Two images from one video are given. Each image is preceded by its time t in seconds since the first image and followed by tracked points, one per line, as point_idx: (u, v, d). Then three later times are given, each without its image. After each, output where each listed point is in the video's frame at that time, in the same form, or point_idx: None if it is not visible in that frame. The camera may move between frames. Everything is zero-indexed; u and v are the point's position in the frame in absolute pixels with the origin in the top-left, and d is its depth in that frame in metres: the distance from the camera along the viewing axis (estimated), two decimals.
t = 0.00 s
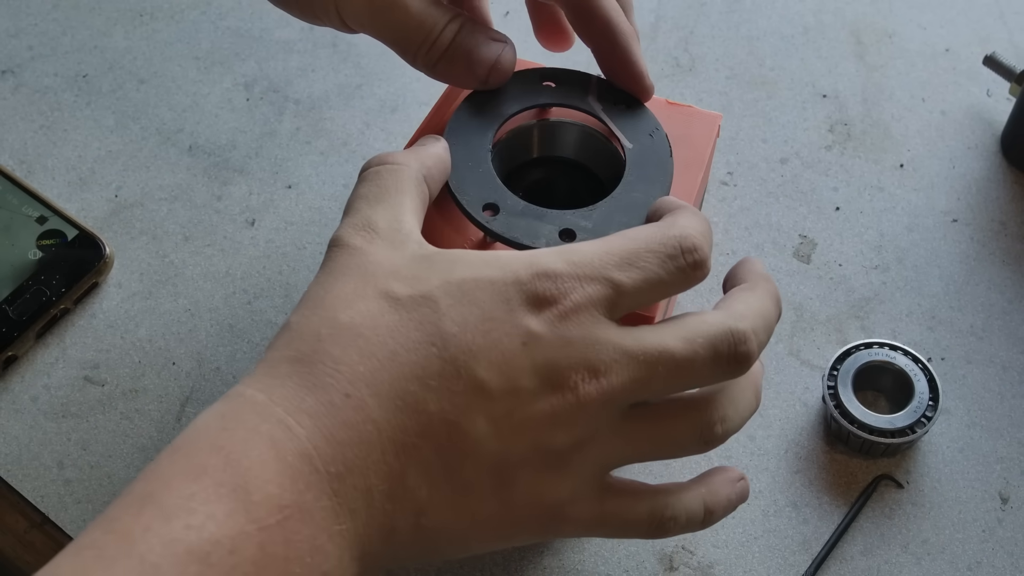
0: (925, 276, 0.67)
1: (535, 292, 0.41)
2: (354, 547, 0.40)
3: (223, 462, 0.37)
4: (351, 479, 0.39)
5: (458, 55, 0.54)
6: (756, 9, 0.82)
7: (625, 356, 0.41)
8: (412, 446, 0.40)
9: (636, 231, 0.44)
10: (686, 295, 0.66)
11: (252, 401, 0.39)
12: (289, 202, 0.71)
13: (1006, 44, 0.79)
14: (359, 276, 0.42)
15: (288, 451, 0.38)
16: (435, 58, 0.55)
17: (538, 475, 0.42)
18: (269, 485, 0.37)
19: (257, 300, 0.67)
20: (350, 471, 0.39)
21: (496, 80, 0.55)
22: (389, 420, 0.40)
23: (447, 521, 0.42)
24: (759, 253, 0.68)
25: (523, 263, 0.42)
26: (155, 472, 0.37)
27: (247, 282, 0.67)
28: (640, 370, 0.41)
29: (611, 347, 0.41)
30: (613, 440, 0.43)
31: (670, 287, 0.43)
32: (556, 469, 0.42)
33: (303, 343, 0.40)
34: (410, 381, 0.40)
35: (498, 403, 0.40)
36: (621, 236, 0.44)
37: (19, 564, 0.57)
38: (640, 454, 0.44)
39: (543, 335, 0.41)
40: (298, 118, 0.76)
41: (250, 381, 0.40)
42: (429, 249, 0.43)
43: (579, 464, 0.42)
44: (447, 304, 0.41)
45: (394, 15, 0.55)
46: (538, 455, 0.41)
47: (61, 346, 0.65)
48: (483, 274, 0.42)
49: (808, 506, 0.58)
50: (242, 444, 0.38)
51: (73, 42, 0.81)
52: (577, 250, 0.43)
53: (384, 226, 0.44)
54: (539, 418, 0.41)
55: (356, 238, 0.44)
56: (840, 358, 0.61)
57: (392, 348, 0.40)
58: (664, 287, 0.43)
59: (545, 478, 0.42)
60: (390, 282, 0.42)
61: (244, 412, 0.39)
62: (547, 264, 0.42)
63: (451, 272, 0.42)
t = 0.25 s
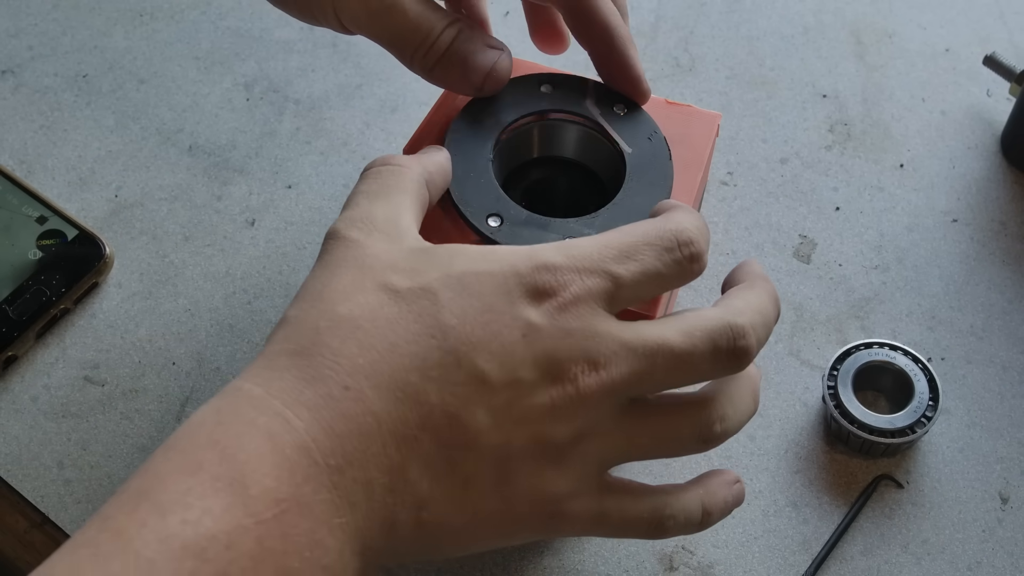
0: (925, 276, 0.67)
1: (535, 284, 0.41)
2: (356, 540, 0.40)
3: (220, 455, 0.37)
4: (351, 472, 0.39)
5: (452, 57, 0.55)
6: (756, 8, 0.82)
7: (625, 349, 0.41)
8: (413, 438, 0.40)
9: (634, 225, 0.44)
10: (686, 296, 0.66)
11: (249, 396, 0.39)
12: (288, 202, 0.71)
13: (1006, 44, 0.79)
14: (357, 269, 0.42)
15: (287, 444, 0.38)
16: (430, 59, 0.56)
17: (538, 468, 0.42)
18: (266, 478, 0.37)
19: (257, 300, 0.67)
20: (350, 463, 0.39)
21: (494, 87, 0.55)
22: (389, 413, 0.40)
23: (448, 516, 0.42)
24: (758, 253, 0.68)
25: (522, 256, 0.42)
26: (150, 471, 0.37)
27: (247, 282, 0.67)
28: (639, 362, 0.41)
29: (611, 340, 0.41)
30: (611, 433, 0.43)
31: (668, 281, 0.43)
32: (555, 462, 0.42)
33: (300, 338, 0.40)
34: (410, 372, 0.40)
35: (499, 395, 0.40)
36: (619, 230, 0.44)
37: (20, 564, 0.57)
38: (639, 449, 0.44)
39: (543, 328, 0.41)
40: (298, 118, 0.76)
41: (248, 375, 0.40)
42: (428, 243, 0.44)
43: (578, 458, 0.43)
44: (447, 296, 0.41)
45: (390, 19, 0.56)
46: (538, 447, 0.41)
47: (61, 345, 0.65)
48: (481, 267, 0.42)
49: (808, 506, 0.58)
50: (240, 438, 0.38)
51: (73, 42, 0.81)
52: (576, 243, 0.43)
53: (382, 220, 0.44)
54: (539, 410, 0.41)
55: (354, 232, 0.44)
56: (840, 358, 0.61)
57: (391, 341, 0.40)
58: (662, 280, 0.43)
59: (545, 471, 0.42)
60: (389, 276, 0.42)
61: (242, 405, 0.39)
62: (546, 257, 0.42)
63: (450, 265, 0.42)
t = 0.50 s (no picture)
0: (925, 276, 0.67)
1: (530, 297, 0.41)
2: (347, 560, 0.40)
3: (213, 474, 0.37)
4: (344, 490, 0.39)
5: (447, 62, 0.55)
6: (756, 8, 0.82)
7: (623, 360, 0.41)
8: (405, 455, 0.40)
9: (629, 232, 0.43)
10: (686, 296, 0.66)
11: (240, 414, 0.39)
12: (288, 202, 0.71)
13: (1006, 44, 0.79)
14: (353, 286, 0.42)
15: (279, 463, 0.38)
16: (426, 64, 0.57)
17: (536, 482, 0.42)
18: (259, 498, 0.37)
19: (258, 300, 0.67)
20: (342, 482, 0.39)
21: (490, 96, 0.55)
22: (381, 431, 0.39)
23: (446, 533, 0.42)
24: (758, 253, 0.68)
25: (517, 270, 0.42)
26: (144, 489, 0.38)
27: (247, 282, 0.67)
28: (638, 373, 0.41)
29: (608, 351, 0.41)
30: (612, 445, 0.43)
31: (665, 285, 0.43)
32: (554, 476, 0.42)
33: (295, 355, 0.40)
34: (402, 391, 0.40)
35: (495, 409, 0.40)
36: (616, 236, 0.43)
37: (20, 565, 0.57)
38: (641, 461, 0.43)
39: (539, 340, 0.41)
40: (298, 118, 0.76)
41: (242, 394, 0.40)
42: (424, 257, 0.43)
43: (578, 471, 0.42)
44: (441, 312, 0.41)
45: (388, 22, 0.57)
46: (536, 461, 0.41)
47: (61, 345, 0.65)
48: (476, 282, 0.41)
49: (808, 506, 0.58)
50: (232, 457, 0.38)
51: (73, 42, 0.81)
52: (572, 253, 0.43)
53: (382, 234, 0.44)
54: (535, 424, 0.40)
55: (353, 246, 0.44)
56: (840, 358, 0.61)
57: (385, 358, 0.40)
58: (660, 287, 0.43)
59: (543, 486, 0.42)
60: (383, 290, 0.42)
61: (233, 425, 0.39)
62: (541, 269, 0.42)
63: (445, 280, 0.42)
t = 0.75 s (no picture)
0: (925, 276, 0.67)
1: (541, 296, 0.41)
2: (368, 564, 0.40)
3: (232, 478, 0.37)
4: (362, 494, 0.39)
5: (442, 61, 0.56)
6: (756, 8, 0.82)
7: (636, 353, 0.41)
8: (424, 458, 0.40)
9: (618, 215, 0.44)
10: (686, 296, 0.66)
11: (257, 421, 0.39)
12: (288, 202, 0.71)
13: (1006, 44, 0.79)
14: (367, 292, 0.42)
15: (297, 467, 0.38)
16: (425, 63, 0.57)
17: (554, 481, 0.42)
18: (277, 502, 0.37)
19: (258, 300, 0.67)
20: (361, 486, 0.39)
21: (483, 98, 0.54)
22: (399, 434, 0.39)
23: (466, 534, 0.41)
24: (758, 253, 0.68)
25: (527, 269, 0.42)
26: (161, 494, 0.37)
27: (247, 282, 0.67)
28: (651, 365, 0.41)
29: (619, 344, 0.41)
30: (628, 441, 0.42)
31: (661, 261, 0.43)
32: (572, 474, 0.42)
33: (311, 359, 0.40)
34: (419, 395, 0.40)
35: (511, 407, 0.40)
36: (609, 222, 0.43)
37: (19, 565, 0.57)
38: (657, 456, 0.43)
39: (553, 338, 0.40)
40: (298, 118, 0.76)
41: (260, 399, 0.40)
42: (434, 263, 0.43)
43: (595, 469, 0.42)
44: (453, 315, 0.41)
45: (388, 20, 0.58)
46: (553, 459, 0.41)
47: (61, 345, 0.65)
48: (487, 284, 0.41)
49: (808, 506, 0.58)
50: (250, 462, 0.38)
51: (73, 42, 0.81)
52: (577, 247, 0.43)
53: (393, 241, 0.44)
54: (553, 422, 0.40)
55: (365, 254, 0.43)
56: (840, 358, 0.61)
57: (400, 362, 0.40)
58: (656, 267, 0.43)
59: (561, 484, 0.42)
60: (396, 295, 0.41)
61: (253, 431, 0.39)
62: (552, 269, 0.41)
63: (456, 284, 0.41)
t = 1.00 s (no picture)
0: (925, 276, 0.67)
1: (544, 287, 0.41)
2: (379, 559, 0.40)
3: (239, 475, 0.37)
4: (370, 489, 0.39)
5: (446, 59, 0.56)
6: (756, 8, 0.82)
7: (640, 339, 0.41)
8: (432, 453, 0.39)
9: (620, 211, 0.44)
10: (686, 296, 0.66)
11: (263, 420, 0.39)
12: (288, 202, 0.71)
13: (1006, 44, 0.79)
14: (370, 291, 0.42)
15: (304, 464, 0.38)
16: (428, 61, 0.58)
17: (563, 469, 0.41)
18: (285, 498, 0.37)
19: (257, 300, 0.67)
20: (368, 481, 0.39)
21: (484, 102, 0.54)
22: (406, 429, 0.39)
23: (478, 527, 0.41)
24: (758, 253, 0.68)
25: (528, 261, 0.42)
26: (170, 493, 0.37)
27: (247, 282, 0.67)
28: (657, 352, 0.41)
29: (623, 331, 0.41)
30: (636, 428, 0.42)
31: (663, 260, 0.43)
32: (583, 463, 0.41)
33: (316, 358, 0.40)
34: (424, 389, 0.39)
35: (517, 397, 0.40)
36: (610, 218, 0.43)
37: (20, 564, 0.57)
38: (666, 442, 0.43)
39: (556, 328, 0.40)
40: (298, 118, 0.76)
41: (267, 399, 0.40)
42: (436, 261, 0.43)
43: (605, 457, 0.41)
44: (456, 308, 0.41)
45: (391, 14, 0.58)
46: (561, 449, 0.41)
47: (61, 345, 0.65)
48: (489, 278, 0.41)
49: (808, 506, 0.58)
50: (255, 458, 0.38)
51: (73, 42, 0.81)
52: (578, 240, 0.43)
53: (396, 243, 0.44)
54: (560, 412, 0.40)
55: (369, 259, 0.44)
56: (840, 358, 0.61)
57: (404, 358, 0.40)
58: (659, 262, 0.43)
59: (572, 473, 0.41)
60: (399, 293, 0.41)
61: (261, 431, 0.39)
62: (553, 261, 0.41)
63: (458, 279, 0.41)
